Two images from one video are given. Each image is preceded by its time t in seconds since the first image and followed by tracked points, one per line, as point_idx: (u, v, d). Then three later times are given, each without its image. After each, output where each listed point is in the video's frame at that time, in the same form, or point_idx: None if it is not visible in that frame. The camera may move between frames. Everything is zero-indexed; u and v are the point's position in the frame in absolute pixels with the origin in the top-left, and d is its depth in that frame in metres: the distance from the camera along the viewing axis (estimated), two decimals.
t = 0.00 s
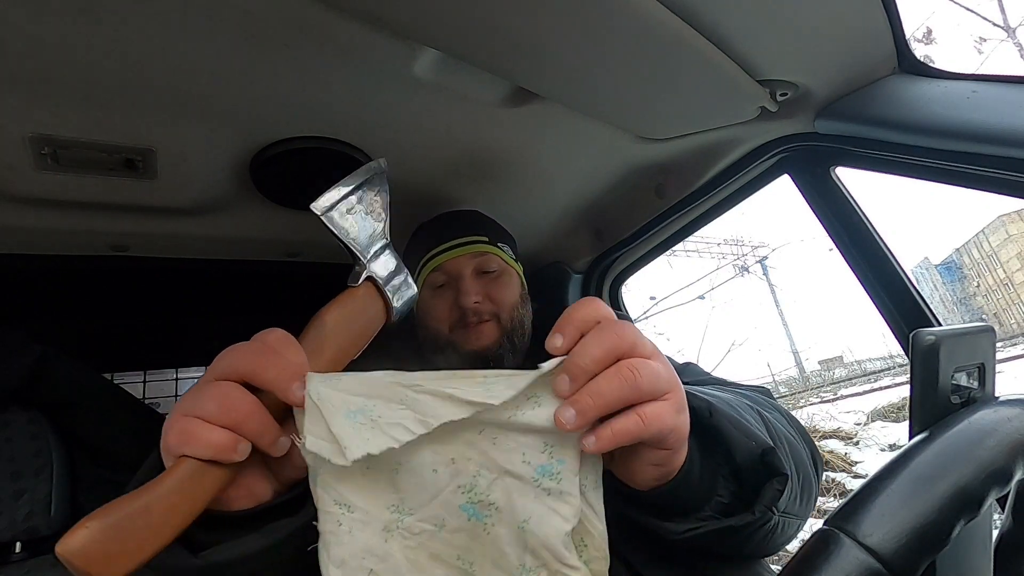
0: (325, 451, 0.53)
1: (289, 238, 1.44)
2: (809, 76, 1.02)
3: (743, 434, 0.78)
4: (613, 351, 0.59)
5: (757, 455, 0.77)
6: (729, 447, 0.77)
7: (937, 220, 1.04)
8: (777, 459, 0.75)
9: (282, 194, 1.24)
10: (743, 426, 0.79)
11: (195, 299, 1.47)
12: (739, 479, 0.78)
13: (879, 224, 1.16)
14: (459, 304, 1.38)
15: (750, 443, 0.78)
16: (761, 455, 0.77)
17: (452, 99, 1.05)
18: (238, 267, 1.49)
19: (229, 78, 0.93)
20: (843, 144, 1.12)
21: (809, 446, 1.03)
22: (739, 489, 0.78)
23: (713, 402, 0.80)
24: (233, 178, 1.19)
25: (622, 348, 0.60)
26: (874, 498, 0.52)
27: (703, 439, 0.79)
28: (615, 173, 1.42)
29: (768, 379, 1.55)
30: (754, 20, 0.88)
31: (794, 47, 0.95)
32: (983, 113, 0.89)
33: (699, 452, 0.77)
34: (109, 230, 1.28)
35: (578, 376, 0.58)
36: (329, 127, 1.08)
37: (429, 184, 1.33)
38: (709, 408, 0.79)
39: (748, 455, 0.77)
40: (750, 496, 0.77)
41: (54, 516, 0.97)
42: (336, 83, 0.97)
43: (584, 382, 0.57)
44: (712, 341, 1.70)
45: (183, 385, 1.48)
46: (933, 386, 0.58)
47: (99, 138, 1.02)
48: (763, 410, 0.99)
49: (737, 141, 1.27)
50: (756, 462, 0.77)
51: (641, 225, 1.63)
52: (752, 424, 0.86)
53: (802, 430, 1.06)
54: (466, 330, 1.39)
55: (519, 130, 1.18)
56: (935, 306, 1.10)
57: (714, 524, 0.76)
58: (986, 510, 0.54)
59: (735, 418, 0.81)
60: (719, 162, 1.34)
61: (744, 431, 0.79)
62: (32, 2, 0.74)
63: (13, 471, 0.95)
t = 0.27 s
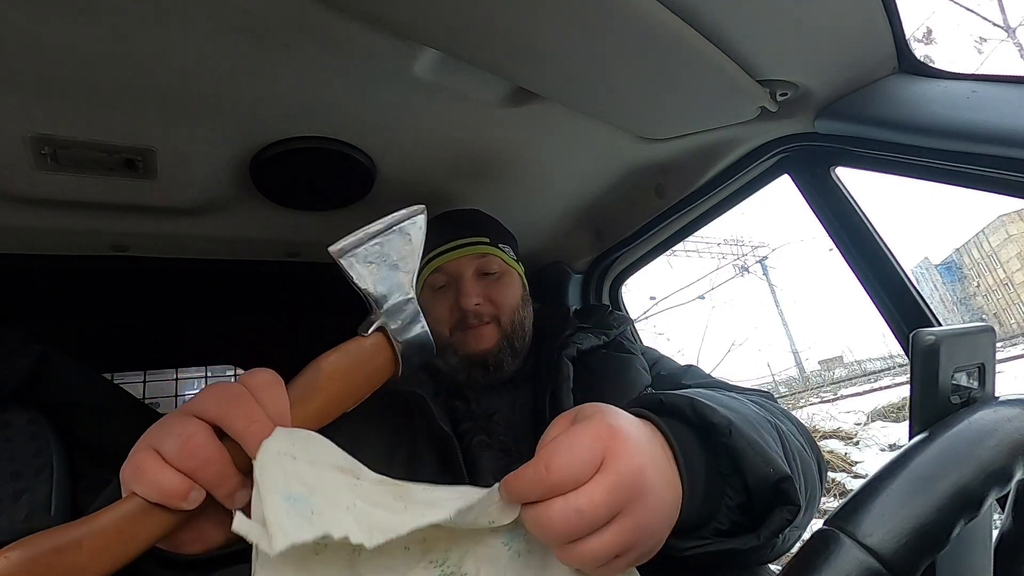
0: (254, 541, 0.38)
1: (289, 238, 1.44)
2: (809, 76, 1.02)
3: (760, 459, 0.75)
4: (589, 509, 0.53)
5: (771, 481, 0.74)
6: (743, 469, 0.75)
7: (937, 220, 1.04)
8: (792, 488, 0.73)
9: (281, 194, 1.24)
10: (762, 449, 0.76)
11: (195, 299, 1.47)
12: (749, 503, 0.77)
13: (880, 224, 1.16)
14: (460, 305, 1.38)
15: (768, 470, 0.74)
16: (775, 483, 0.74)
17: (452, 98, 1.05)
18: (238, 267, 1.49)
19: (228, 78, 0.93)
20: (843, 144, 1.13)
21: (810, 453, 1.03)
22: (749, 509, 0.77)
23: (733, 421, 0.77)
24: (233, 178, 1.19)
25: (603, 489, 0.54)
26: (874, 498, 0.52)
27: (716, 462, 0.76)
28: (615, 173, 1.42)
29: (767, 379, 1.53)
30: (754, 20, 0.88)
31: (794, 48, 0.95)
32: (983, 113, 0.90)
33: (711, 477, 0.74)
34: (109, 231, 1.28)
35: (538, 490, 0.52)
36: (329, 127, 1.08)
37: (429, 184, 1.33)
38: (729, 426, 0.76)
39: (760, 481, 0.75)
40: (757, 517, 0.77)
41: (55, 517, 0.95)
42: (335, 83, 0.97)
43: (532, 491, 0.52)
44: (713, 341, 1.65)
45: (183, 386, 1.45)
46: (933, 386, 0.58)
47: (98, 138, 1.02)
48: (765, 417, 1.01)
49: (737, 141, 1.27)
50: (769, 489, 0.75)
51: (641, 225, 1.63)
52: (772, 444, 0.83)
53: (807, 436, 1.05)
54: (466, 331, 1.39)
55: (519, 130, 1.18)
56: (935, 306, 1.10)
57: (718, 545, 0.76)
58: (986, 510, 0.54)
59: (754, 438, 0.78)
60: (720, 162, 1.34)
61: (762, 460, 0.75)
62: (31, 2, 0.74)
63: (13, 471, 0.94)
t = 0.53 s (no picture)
0: None
1: (289, 238, 1.44)
2: (809, 76, 1.02)
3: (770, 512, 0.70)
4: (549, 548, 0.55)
5: (778, 536, 0.70)
6: (748, 517, 0.71)
7: (937, 220, 1.04)
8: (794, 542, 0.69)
9: (281, 194, 1.23)
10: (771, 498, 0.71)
11: (195, 299, 1.47)
12: (749, 550, 0.72)
13: (879, 224, 1.16)
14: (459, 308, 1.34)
15: (775, 524, 0.70)
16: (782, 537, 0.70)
17: (452, 98, 1.05)
18: (238, 268, 1.47)
19: (229, 78, 0.93)
20: (843, 144, 1.13)
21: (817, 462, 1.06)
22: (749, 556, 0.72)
23: (744, 469, 0.73)
24: (234, 178, 1.19)
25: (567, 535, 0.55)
26: (874, 499, 0.52)
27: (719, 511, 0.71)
28: (614, 173, 1.42)
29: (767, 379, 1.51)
30: (754, 20, 0.89)
31: (794, 48, 0.95)
32: (983, 113, 0.90)
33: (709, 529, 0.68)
34: (109, 231, 1.28)
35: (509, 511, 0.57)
36: (329, 127, 1.08)
37: (428, 184, 1.33)
38: (737, 473, 0.72)
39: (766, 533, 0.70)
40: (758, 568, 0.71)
41: (54, 516, 0.98)
42: (335, 83, 0.97)
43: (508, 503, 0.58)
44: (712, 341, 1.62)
45: (183, 386, 1.45)
46: (933, 387, 0.58)
47: (98, 139, 1.02)
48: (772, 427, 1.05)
49: (738, 141, 1.27)
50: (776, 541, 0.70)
51: (641, 225, 1.63)
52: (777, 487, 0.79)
53: (815, 449, 1.09)
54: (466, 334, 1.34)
55: (519, 130, 1.18)
56: (935, 305, 1.10)
57: None
58: (986, 510, 0.55)
59: (765, 484, 0.74)
60: (720, 162, 1.34)
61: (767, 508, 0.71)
62: (32, 2, 0.75)
63: (13, 471, 0.96)
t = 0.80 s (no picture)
0: None
1: (289, 237, 1.44)
2: (810, 76, 1.02)
3: (790, 513, 0.80)
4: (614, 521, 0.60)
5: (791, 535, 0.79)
6: (769, 517, 0.80)
7: (937, 220, 1.04)
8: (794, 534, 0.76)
9: (281, 194, 1.23)
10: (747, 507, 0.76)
11: (195, 299, 1.47)
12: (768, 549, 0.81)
13: (879, 224, 1.16)
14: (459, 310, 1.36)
15: (795, 524, 0.79)
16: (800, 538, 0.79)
17: (452, 98, 1.05)
18: (238, 268, 1.49)
19: (229, 77, 0.92)
20: (843, 144, 1.13)
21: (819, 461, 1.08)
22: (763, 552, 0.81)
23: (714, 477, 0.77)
24: (234, 178, 1.19)
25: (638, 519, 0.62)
26: (874, 499, 0.52)
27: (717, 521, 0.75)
28: (614, 173, 1.42)
29: (767, 379, 1.52)
30: (754, 20, 0.88)
31: (795, 48, 0.95)
32: (983, 113, 0.90)
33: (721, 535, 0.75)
34: (109, 230, 1.28)
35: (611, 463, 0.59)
36: (329, 127, 1.08)
37: (428, 185, 1.33)
38: (760, 475, 0.81)
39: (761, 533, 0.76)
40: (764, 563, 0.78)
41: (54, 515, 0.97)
42: (335, 83, 0.97)
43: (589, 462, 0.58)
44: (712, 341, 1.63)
45: (183, 386, 1.44)
46: (933, 387, 0.58)
47: (98, 138, 1.02)
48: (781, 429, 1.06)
49: (738, 142, 1.27)
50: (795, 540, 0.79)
51: (641, 225, 1.63)
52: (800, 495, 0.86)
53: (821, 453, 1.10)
54: (465, 335, 1.36)
55: (519, 130, 1.18)
56: (935, 305, 1.10)
57: None
58: (986, 510, 0.55)
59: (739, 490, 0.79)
60: (719, 163, 1.34)
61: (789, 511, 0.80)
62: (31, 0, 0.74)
63: (13, 471, 0.95)
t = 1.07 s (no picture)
0: None
1: (289, 237, 1.44)
2: (810, 77, 1.03)
3: (723, 427, 0.81)
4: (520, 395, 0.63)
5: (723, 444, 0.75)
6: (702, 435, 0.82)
7: (937, 219, 1.04)
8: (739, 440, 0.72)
9: (281, 194, 1.23)
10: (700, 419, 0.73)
11: (195, 299, 1.48)
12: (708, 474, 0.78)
13: (879, 224, 1.16)
14: (452, 310, 1.31)
15: (732, 438, 0.80)
16: (741, 450, 0.80)
17: (452, 98, 1.05)
18: (238, 267, 1.48)
19: (229, 77, 0.92)
20: (842, 144, 1.13)
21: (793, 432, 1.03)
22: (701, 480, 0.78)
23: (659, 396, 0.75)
24: (234, 178, 1.19)
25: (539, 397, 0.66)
26: (874, 499, 0.52)
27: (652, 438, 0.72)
28: (614, 173, 1.42)
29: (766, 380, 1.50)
30: (754, 20, 0.88)
31: (795, 48, 0.95)
32: (983, 113, 0.89)
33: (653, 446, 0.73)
34: (109, 231, 1.28)
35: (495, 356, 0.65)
36: (329, 127, 1.08)
37: (428, 185, 1.33)
38: (692, 395, 0.83)
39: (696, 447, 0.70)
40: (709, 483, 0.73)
41: (54, 516, 0.97)
42: (335, 83, 0.97)
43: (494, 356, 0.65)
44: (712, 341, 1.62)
45: (183, 386, 1.44)
46: (933, 386, 0.58)
47: (98, 139, 1.02)
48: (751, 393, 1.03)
49: (738, 142, 1.27)
50: (733, 454, 0.80)
51: (641, 225, 1.63)
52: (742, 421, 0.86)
53: (785, 409, 1.06)
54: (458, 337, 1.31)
55: (519, 130, 1.18)
56: (935, 305, 1.10)
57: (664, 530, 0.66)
58: (986, 510, 0.55)
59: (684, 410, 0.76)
60: (719, 163, 1.34)
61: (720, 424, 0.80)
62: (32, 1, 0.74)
63: (14, 471, 0.95)
